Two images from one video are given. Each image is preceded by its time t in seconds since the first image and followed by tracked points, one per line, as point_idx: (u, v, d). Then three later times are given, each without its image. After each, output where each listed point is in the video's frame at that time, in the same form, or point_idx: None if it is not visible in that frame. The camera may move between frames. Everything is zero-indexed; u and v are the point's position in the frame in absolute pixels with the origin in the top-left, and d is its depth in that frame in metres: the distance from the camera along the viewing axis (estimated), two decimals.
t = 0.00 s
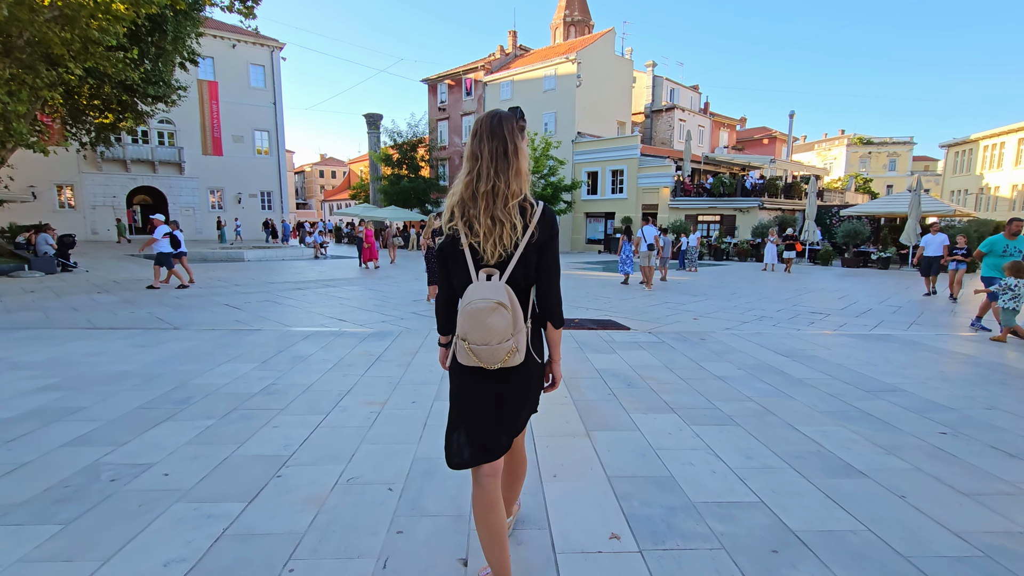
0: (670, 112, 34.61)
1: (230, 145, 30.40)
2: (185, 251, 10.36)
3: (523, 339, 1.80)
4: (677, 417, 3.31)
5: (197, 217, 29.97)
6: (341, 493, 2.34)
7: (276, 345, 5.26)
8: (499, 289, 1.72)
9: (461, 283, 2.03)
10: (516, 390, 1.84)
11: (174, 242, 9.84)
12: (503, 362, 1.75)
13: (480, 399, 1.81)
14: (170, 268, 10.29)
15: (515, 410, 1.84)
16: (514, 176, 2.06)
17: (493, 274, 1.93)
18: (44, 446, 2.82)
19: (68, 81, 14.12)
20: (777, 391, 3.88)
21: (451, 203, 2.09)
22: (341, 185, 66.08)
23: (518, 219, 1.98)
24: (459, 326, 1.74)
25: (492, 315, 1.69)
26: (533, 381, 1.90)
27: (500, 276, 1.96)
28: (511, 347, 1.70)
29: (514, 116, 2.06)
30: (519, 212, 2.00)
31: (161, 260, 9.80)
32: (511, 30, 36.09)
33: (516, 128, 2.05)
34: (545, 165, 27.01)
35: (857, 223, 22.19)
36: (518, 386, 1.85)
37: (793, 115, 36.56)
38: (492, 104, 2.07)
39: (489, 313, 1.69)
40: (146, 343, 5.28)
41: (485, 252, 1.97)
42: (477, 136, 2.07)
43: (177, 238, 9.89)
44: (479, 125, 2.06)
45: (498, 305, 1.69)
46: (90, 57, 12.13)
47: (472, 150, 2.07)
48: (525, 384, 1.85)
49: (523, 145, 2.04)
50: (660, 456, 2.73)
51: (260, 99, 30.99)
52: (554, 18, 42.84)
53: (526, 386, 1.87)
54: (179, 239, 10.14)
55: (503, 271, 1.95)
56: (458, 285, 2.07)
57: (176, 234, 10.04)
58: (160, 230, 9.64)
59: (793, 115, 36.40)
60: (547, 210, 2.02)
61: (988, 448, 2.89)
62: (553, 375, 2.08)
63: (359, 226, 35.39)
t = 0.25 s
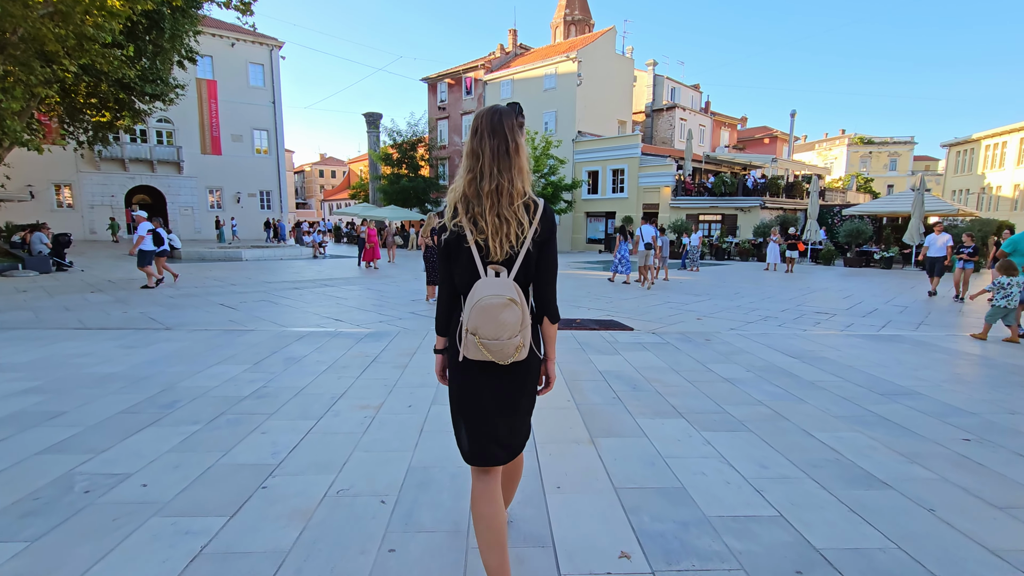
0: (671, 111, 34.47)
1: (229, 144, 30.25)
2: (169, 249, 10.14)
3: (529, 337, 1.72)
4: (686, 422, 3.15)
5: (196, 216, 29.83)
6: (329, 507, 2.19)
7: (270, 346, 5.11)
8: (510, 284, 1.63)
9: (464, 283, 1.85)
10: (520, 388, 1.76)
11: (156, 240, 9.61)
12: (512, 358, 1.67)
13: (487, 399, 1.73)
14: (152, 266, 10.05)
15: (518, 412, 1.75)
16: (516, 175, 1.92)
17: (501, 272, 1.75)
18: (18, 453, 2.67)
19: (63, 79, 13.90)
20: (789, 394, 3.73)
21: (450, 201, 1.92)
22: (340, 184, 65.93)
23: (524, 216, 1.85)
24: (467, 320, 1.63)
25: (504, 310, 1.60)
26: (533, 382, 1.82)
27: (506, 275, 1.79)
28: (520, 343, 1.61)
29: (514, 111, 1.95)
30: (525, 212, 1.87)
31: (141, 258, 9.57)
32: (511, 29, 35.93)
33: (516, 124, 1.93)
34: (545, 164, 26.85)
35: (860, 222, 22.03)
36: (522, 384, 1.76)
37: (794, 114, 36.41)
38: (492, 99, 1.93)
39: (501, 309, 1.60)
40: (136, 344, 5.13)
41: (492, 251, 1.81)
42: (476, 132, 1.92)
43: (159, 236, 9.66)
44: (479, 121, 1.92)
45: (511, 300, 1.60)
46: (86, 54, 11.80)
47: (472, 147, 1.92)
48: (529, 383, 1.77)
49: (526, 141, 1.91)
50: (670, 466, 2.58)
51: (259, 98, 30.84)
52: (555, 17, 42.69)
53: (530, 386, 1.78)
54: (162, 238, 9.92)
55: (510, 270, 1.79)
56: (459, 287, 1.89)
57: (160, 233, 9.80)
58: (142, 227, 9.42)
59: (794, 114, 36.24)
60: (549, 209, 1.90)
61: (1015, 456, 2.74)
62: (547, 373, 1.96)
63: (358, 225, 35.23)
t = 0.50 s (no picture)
0: (671, 110, 34.30)
1: (228, 143, 30.05)
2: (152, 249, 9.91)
3: (535, 321, 1.72)
4: (699, 430, 2.98)
5: (195, 216, 29.62)
6: (316, 525, 2.02)
7: (262, 348, 4.93)
8: (513, 271, 1.64)
9: (470, 267, 1.90)
10: (527, 372, 1.76)
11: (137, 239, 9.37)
12: (519, 343, 1.66)
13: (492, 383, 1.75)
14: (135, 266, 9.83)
15: (527, 395, 1.78)
16: (521, 160, 1.99)
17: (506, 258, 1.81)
18: None
19: (58, 76, 13.62)
20: (804, 400, 3.54)
21: (455, 186, 1.97)
22: (340, 185, 66.16)
23: (528, 202, 1.91)
24: (473, 308, 1.63)
25: (509, 297, 1.61)
26: (542, 364, 1.83)
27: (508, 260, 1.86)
28: (527, 329, 1.62)
29: (517, 100, 2.01)
30: (531, 196, 1.95)
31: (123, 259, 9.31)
32: (511, 28, 35.74)
33: (519, 113, 2.00)
34: (546, 163, 26.65)
35: (863, 222, 21.82)
36: (530, 368, 1.77)
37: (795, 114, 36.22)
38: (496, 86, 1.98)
39: (507, 295, 1.61)
40: (124, 346, 4.95)
41: (497, 236, 1.88)
42: (479, 119, 1.97)
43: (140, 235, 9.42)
44: (482, 110, 1.98)
45: (515, 286, 1.61)
46: (82, 51, 11.50)
47: (476, 133, 1.97)
48: (535, 366, 1.78)
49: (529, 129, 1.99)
50: (684, 479, 2.40)
51: (258, 97, 30.65)
52: (555, 16, 42.52)
53: (538, 368, 1.81)
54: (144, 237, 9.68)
55: (514, 255, 1.85)
56: (464, 272, 1.94)
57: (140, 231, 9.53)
58: (123, 226, 9.19)
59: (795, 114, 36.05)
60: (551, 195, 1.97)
61: None
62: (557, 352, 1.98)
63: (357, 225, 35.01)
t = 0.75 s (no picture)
0: (672, 110, 34.16)
1: (227, 143, 29.89)
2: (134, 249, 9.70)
3: (533, 316, 1.67)
4: (711, 439, 2.82)
5: (194, 216, 29.47)
6: (301, 545, 1.86)
7: (256, 350, 4.79)
8: (510, 266, 1.59)
9: (467, 264, 1.80)
10: (526, 368, 1.71)
11: (116, 239, 9.15)
12: (517, 339, 1.62)
13: (492, 380, 1.70)
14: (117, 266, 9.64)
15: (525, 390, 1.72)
16: (521, 152, 1.89)
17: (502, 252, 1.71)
18: None
19: (53, 73, 13.35)
20: (818, 406, 3.38)
21: (453, 180, 1.88)
22: (339, 185, 66.01)
23: (528, 194, 1.81)
24: (468, 303, 1.59)
25: (506, 291, 1.56)
26: (543, 360, 1.77)
27: (507, 254, 1.77)
28: (523, 323, 1.57)
29: (518, 90, 1.90)
30: (531, 189, 1.85)
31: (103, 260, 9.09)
32: (511, 27, 35.60)
33: (520, 102, 1.89)
34: (546, 162, 26.50)
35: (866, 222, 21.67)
36: (529, 364, 1.72)
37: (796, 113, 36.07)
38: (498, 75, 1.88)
39: (503, 289, 1.56)
40: (114, 348, 4.80)
41: (496, 229, 1.77)
42: (479, 110, 1.87)
43: (119, 235, 9.20)
44: (481, 101, 1.87)
45: (511, 280, 1.56)
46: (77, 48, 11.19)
47: (475, 125, 1.88)
48: (534, 363, 1.72)
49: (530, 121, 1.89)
50: (697, 492, 2.25)
51: (257, 96, 30.49)
52: (556, 16, 42.36)
53: (538, 364, 1.74)
54: (124, 237, 9.47)
55: (512, 250, 1.76)
56: (462, 269, 1.83)
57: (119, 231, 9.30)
58: (100, 226, 8.98)
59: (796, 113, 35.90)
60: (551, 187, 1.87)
61: None
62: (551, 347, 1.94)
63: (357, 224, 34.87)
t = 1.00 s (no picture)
0: (673, 109, 34.00)
1: (227, 142, 29.70)
2: (114, 247, 9.50)
3: (522, 316, 1.64)
4: (726, 448, 2.65)
5: (193, 216, 29.29)
6: (284, 570, 1.70)
7: (248, 352, 4.62)
8: (495, 266, 1.57)
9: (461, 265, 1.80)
10: (515, 367, 1.67)
11: (94, 238, 8.94)
12: (502, 338, 1.59)
13: (482, 381, 1.69)
14: (94, 264, 9.41)
15: (514, 391, 1.68)
16: (519, 152, 1.87)
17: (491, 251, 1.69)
18: None
19: (47, 70, 13.02)
20: (836, 412, 3.22)
21: (451, 181, 1.89)
22: (339, 185, 65.85)
23: (521, 192, 1.78)
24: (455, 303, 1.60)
25: (490, 291, 1.54)
26: (535, 361, 1.73)
27: (498, 253, 1.75)
28: (508, 323, 1.55)
29: (516, 89, 1.90)
30: (524, 189, 1.82)
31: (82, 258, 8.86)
32: (511, 26, 35.43)
33: (518, 102, 1.88)
34: (547, 162, 26.34)
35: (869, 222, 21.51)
36: (519, 365, 1.68)
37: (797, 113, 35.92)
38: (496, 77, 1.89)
39: (487, 289, 1.54)
40: (101, 350, 4.63)
41: (487, 229, 1.77)
42: (477, 111, 1.88)
43: (98, 233, 9.00)
44: (479, 102, 1.88)
45: (495, 280, 1.54)
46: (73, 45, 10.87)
47: (474, 122, 1.87)
48: (524, 363, 1.68)
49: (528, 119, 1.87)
50: (714, 508, 2.09)
51: (256, 95, 30.30)
52: (556, 15, 42.19)
53: (525, 365, 1.69)
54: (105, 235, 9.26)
55: (503, 249, 1.74)
56: (456, 267, 1.85)
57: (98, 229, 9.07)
58: (78, 223, 8.76)
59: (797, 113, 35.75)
60: (547, 185, 1.84)
61: None
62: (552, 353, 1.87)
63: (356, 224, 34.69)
